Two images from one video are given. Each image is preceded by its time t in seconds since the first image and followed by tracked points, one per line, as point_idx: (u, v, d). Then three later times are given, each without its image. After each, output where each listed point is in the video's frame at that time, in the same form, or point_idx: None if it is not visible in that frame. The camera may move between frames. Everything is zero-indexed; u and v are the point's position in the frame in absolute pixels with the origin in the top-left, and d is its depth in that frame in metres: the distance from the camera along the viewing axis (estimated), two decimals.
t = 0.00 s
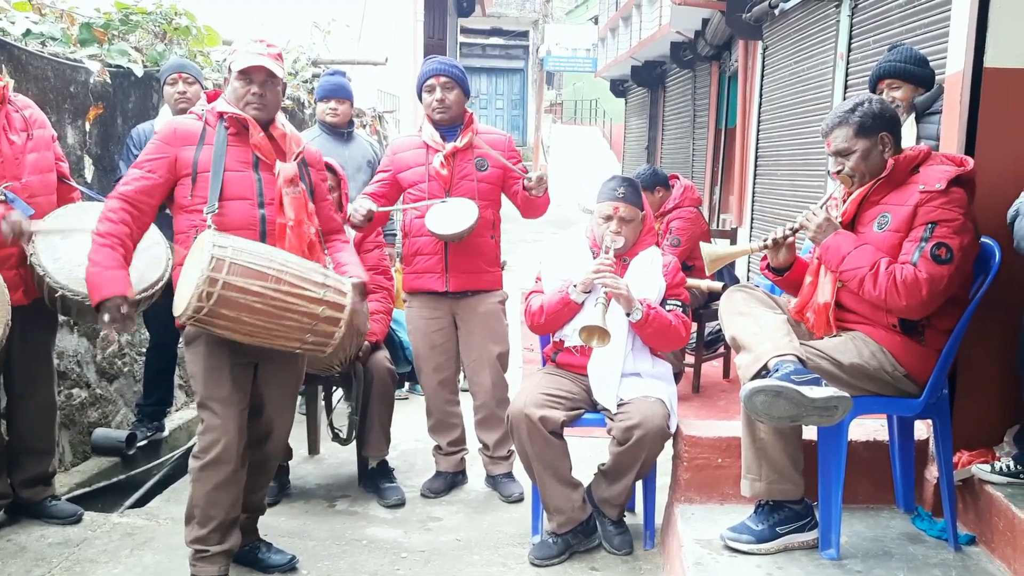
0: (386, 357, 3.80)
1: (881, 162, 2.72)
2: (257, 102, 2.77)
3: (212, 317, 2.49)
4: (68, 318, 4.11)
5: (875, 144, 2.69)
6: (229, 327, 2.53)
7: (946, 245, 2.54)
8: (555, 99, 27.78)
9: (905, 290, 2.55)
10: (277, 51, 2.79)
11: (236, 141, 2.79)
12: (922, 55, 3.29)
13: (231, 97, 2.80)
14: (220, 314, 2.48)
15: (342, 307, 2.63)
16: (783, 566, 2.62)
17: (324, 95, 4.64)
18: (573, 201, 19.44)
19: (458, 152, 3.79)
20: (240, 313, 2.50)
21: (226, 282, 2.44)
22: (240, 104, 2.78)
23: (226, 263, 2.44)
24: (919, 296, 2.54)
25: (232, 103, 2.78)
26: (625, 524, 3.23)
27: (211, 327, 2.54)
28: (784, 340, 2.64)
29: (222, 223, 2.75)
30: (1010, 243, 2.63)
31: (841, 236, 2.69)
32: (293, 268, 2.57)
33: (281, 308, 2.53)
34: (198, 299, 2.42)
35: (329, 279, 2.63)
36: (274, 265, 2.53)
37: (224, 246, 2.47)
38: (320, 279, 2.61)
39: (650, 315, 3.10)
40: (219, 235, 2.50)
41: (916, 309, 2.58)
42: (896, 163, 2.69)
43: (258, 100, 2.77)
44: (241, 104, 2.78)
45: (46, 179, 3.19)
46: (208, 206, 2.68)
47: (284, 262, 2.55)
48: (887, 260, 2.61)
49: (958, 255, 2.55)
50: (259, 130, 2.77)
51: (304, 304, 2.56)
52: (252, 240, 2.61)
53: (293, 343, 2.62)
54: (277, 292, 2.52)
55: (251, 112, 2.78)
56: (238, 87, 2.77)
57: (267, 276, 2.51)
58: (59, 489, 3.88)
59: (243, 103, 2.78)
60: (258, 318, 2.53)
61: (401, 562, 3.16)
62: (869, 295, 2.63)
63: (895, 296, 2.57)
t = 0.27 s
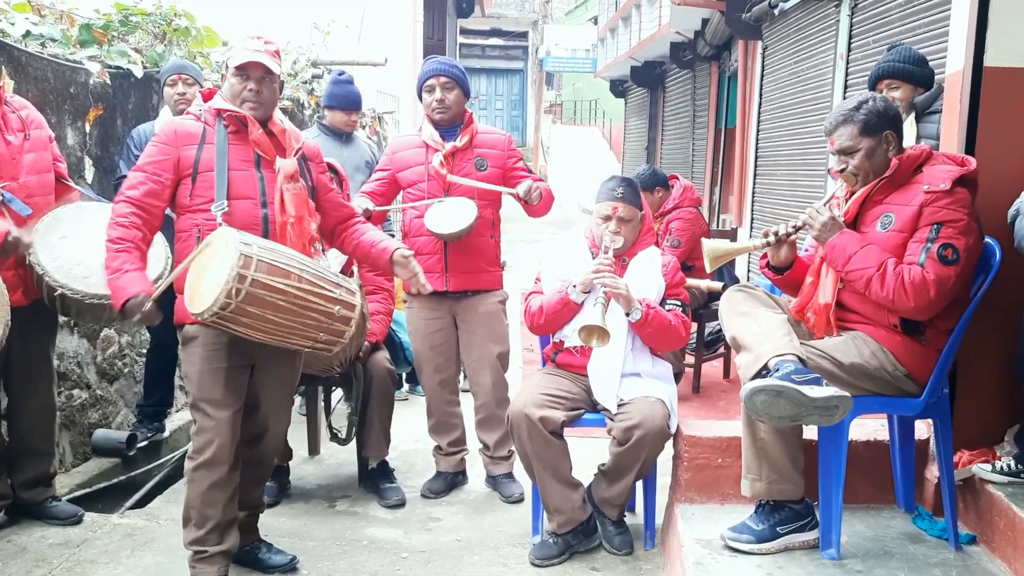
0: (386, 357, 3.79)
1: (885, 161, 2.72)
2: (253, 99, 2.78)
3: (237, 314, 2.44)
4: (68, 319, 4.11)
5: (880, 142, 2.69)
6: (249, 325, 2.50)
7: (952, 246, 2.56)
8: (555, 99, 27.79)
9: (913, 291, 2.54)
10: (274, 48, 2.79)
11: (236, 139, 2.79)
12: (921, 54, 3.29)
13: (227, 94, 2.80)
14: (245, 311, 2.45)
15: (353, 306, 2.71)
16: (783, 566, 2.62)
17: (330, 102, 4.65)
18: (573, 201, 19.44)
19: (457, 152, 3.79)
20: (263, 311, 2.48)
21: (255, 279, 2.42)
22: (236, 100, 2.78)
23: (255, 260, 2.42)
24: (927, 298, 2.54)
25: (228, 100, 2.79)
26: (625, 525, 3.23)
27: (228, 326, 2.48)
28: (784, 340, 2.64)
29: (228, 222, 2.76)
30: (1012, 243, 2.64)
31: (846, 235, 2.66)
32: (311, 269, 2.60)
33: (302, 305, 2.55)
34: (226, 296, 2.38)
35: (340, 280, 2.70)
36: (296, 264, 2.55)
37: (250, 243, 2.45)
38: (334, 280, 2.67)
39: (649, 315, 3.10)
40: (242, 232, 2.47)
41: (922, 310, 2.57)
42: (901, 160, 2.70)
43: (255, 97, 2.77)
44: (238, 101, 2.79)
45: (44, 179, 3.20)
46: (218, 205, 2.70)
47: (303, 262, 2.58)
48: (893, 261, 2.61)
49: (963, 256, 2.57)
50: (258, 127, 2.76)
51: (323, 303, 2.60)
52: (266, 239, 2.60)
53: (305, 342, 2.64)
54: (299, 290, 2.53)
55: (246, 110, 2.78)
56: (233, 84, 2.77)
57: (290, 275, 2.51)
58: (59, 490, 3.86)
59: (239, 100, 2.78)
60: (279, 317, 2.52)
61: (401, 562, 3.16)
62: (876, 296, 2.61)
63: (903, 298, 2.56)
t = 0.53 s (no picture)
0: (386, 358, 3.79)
1: (891, 160, 2.71)
2: (253, 104, 2.78)
3: (250, 319, 2.45)
4: (69, 321, 4.11)
5: (887, 141, 2.68)
6: (262, 329, 2.51)
7: (958, 248, 2.57)
8: (554, 100, 27.81)
9: (921, 294, 2.55)
10: (273, 52, 2.79)
11: (239, 143, 2.80)
12: (919, 53, 3.30)
13: (227, 98, 2.80)
14: (258, 316, 2.45)
15: (364, 305, 2.74)
16: (785, 565, 2.62)
17: (339, 108, 4.66)
18: (573, 202, 19.45)
19: (457, 153, 3.80)
20: (275, 315, 2.49)
21: (267, 284, 2.42)
22: (236, 105, 2.78)
23: (266, 265, 2.42)
24: (934, 301, 2.55)
25: (228, 104, 2.79)
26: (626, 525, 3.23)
27: (242, 331, 2.49)
28: (785, 340, 2.64)
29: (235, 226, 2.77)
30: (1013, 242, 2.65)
31: (852, 235, 2.65)
32: (322, 271, 2.62)
33: (315, 308, 2.57)
34: (241, 301, 2.38)
35: (351, 280, 2.72)
36: (307, 267, 2.56)
37: (261, 249, 2.45)
38: (345, 280, 2.69)
39: (649, 315, 3.11)
40: (251, 237, 2.47)
41: (929, 312, 2.58)
42: (907, 160, 2.69)
43: (255, 102, 2.77)
44: (238, 106, 2.79)
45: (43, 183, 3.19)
46: (224, 209, 2.71)
47: (314, 264, 2.59)
48: (899, 262, 2.61)
49: (969, 259, 2.59)
50: (261, 131, 2.78)
51: (335, 304, 2.63)
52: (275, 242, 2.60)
53: (318, 342, 2.66)
54: (311, 293, 2.54)
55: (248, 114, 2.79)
56: (234, 89, 2.77)
57: (301, 278, 2.52)
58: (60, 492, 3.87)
59: (240, 105, 2.78)
60: (292, 320, 2.53)
61: (403, 563, 3.17)
62: (882, 298, 2.62)
63: (910, 301, 2.57)
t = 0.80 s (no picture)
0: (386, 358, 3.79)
1: (896, 160, 2.71)
2: (262, 104, 2.79)
3: (254, 319, 2.44)
4: (72, 324, 4.12)
5: (892, 139, 2.68)
6: (267, 330, 2.50)
7: (963, 248, 2.58)
8: (555, 100, 27.82)
9: (927, 294, 2.55)
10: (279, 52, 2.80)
11: (244, 144, 2.79)
12: (921, 52, 3.30)
13: (233, 99, 2.80)
14: (262, 316, 2.45)
15: (367, 304, 2.76)
16: (788, 565, 2.62)
17: (343, 111, 4.64)
18: (574, 202, 19.45)
19: (458, 154, 3.80)
20: (280, 315, 2.49)
21: (270, 284, 2.42)
22: (243, 106, 2.79)
23: (269, 265, 2.43)
24: (940, 301, 2.55)
25: (235, 104, 2.79)
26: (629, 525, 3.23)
27: (246, 332, 2.48)
28: (787, 340, 2.64)
29: (242, 226, 2.76)
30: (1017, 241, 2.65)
31: (857, 234, 2.65)
32: (325, 270, 2.62)
33: (318, 307, 2.58)
34: (244, 302, 2.38)
35: (354, 279, 2.73)
36: (310, 266, 2.56)
37: (264, 249, 2.45)
38: (348, 280, 2.70)
39: (651, 315, 3.11)
40: (253, 238, 2.47)
41: (936, 311, 2.58)
42: (912, 160, 2.69)
43: (263, 102, 2.78)
44: (246, 107, 2.79)
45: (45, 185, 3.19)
46: (230, 210, 2.70)
47: (317, 263, 2.59)
48: (905, 262, 2.61)
49: (974, 259, 2.60)
50: (266, 133, 2.79)
51: (338, 303, 2.64)
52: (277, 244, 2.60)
53: (322, 341, 2.67)
54: (314, 292, 2.55)
55: (256, 114, 2.79)
56: (240, 89, 2.78)
57: (304, 277, 2.53)
58: (64, 494, 3.88)
59: (248, 106, 2.78)
60: (296, 319, 2.53)
61: (406, 564, 3.17)
62: (888, 298, 2.61)
63: (916, 300, 2.57)
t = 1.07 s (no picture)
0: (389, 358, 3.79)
1: (898, 159, 2.71)
2: (263, 110, 2.79)
3: (249, 325, 2.46)
4: (77, 325, 4.13)
5: (894, 138, 2.68)
6: (262, 335, 2.52)
7: (966, 246, 2.57)
8: (558, 101, 27.82)
9: (929, 292, 2.55)
10: (280, 57, 2.80)
11: (246, 148, 2.80)
12: (925, 50, 3.30)
13: (234, 104, 2.81)
14: (258, 322, 2.46)
15: (365, 314, 2.75)
16: (793, 565, 2.62)
17: (344, 113, 4.66)
18: (577, 203, 19.46)
19: (461, 155, 3.80)
20: (275, 322, 2.50)
21: (268, 291, 2.43)
22: (244, 111, 2.78)
23: (268, 273, 2.43)
24: (942, 299, 2.55)
25: (237, 111, 2.78)
26: (633, 525, 3.23)
27: (242, 336, 2.50)
28: (792, 339, 2.64)
29: (242, 230, 2.77)
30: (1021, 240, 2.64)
31: (860, 233, 2.66)
32: (323, 278, 2.62)
33: (315, 315, 2.58)
34: (241, 307, 2.39)
35: (352, 288, 2.73)
36: (308, 274, 2.57)
37: (264, 255, 2.45)
38: (346, 289, 2.69)
39: (655, 314, 3.11)
40: (254, 243, 2.48)
41: (938, 310, 2.58)
42: (914, 159, 2.70)
43: (263, 109, 2.78)
44: (246, 113, 2.79)
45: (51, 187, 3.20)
46: (230, 214, 2.70)
47: (315, 271, 2.59)
48: (908, 260, 2.61)
49: (977, 257, 2.58)
50: (268, 137, 2.80)
51: (334, 312, 2.63)
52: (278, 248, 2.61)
53: (317, 348, 2.67)
54: (311, 301, 2.55)
55: (256, 121, 2.79)
56: (241, 95, 2.77)
57: (303, 285, 2.54)
58: (70, 495, 3.89)
59: (248, 112, 2.78)
60: (292, 326, 2.54)
61: (410, 564, 3.17)
62: (890, 296, 2.62)
63: (917, 298, 2.57)
